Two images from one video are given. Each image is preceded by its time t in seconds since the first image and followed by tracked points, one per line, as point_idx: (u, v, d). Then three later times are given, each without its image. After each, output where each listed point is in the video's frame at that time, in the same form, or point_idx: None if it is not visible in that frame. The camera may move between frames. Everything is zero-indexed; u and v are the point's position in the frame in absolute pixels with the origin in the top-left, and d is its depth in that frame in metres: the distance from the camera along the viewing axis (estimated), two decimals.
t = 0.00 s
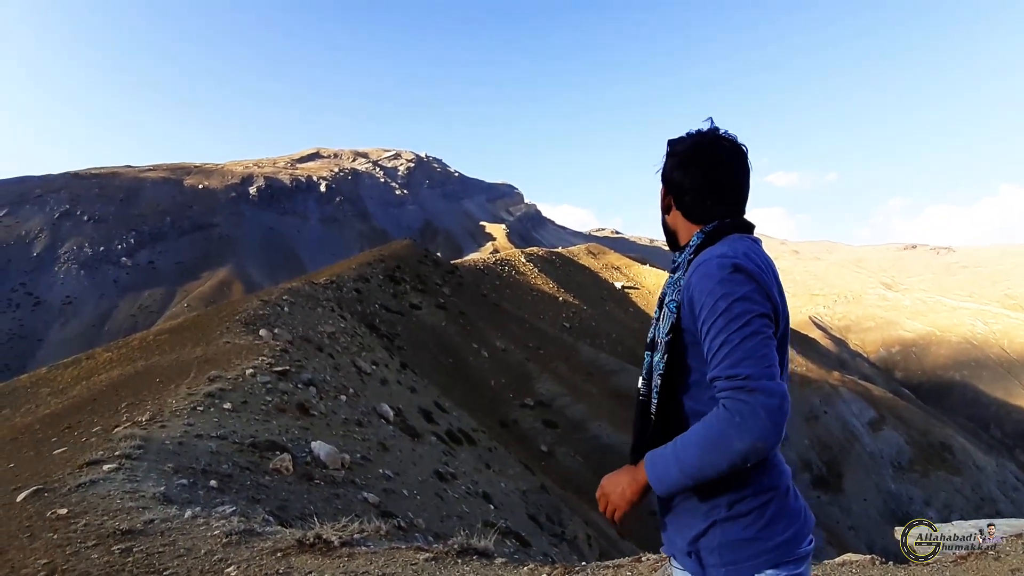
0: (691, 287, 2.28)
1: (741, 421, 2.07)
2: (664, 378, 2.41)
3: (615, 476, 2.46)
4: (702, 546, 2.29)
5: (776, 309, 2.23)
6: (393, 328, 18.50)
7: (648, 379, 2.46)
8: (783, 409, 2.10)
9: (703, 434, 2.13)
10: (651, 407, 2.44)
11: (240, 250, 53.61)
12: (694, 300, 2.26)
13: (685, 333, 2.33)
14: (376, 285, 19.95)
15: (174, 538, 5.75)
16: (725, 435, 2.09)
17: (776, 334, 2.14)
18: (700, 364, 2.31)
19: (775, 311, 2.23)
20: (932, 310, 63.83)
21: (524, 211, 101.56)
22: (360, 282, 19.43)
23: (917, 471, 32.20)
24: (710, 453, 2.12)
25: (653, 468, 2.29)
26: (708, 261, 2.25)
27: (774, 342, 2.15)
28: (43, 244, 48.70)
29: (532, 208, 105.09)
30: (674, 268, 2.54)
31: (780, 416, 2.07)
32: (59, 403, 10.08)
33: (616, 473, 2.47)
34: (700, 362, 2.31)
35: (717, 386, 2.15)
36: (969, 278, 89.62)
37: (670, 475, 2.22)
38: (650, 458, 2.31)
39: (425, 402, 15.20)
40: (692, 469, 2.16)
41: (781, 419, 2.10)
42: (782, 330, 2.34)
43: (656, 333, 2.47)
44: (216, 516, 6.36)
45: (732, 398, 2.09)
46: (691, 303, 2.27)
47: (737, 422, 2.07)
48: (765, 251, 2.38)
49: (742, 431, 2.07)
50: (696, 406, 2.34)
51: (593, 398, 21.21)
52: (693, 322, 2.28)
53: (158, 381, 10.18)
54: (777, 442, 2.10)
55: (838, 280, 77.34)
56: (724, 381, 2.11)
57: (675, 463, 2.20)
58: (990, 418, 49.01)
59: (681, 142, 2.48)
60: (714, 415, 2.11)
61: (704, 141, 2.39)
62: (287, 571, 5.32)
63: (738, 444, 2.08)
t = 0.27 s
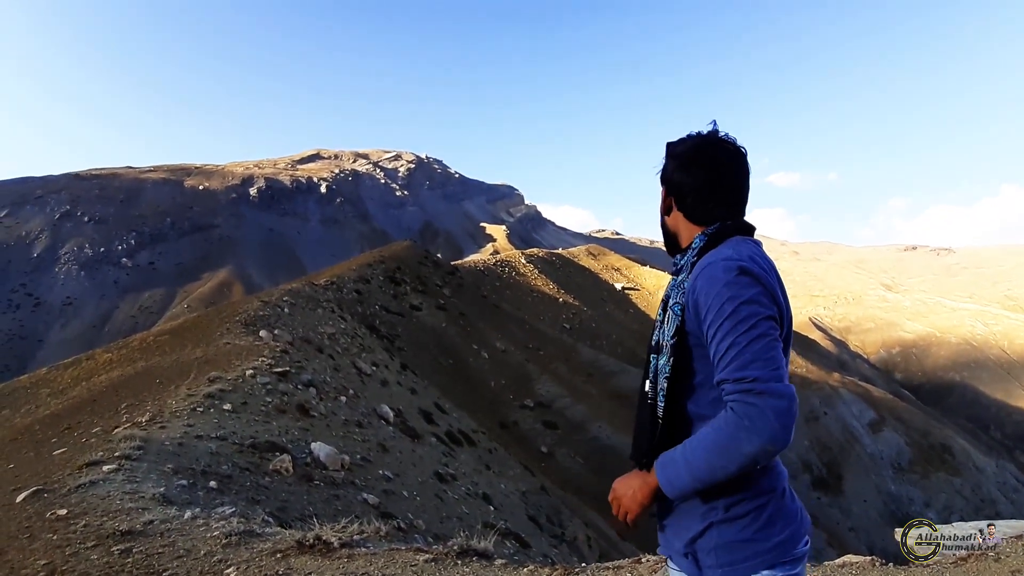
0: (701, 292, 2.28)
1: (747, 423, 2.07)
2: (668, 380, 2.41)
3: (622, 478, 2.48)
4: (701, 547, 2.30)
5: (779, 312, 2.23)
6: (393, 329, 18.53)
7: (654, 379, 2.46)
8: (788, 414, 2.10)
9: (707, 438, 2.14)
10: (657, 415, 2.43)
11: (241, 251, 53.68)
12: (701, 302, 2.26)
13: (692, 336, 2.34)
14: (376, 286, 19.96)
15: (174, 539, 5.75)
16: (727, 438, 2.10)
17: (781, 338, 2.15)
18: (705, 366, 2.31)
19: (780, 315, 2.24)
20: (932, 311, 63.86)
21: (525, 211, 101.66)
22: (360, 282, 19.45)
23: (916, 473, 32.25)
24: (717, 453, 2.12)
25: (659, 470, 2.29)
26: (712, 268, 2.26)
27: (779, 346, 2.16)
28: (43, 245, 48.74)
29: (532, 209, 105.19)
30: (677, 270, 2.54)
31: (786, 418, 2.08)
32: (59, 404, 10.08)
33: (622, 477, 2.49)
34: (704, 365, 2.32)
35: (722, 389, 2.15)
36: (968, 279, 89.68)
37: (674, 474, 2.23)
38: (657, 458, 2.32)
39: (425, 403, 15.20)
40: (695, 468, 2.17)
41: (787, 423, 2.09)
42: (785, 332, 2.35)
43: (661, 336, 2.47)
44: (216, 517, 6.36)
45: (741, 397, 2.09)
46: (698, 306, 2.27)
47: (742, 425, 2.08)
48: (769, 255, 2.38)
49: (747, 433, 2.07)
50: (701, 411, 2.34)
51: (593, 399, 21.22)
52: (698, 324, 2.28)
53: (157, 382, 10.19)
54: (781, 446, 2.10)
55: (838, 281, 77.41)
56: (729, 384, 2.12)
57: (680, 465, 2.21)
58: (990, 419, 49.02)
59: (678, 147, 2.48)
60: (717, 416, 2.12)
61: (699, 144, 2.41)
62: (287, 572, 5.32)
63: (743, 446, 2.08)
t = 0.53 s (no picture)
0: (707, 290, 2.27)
1: (743, 421, 2.07)
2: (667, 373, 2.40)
3: (610, 468, 2.48)
4: (696, 543, 2.30)
5: (784, 313, 2.24)
6: (392, 327, 18.52)
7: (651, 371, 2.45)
8: (788, 412, 2.11)
9: (703, 431, 2.13)
10: (651, 409, 2.41)
11: (240, 249, 53.64)
12: (705, 298, 2.25)
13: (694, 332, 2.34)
14: (376, 284, 19.95)
15: (173, 536, 5.75)
16: (723, 433, 2.09)
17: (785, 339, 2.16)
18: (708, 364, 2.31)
19: (786, 316, 2.25)
20: (931, 310, 63.94)
21: (524, 210, 101.64)
22: (359, 280, 19.43)
23: (914, 472, 32.28)
24: (715, 449, 2.12)
25: (649, 462, 2.29)
26: (717, 268, 2.25)
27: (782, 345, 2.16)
28: (42, 242, 48.62)
29: (532, 207, 105.18)
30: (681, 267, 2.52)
31: (784, 417, 2.08)
32: (57, 402, 10.08)
33: (611, 466, 2.49)
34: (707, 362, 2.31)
35: (723, 384, 2.14)
36: (967, 278, 89.78)
37: (667, 468, 2.22)
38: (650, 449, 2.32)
39: (424, 401, 15.20)
40: (690, 462, 2.16)
41: (783, 422, 2.10)
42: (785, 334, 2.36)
43: (663, 329, 2.46)
44: (215, 514, 6.36)
45: (740, 393, 2.08)
46: (704, 301, 2.26)
47: (739, 422, 2.07)
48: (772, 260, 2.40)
49: (741, 430, 2.07)
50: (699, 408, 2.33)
51: (592, 398, 21.22)
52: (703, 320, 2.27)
53: (156, 380, 10.18)
54: (781, 443, 2.11)
55: (837, 280, 77.45)
56: (728, 380, 2.11)
57: (673, 459, 2.20)
58: (988, 418, 49.08)
59: (677, 146, 2.53)
60: (715, 412, 2.11)
61: (704, 144, 2.46)
62: (285, 570, 5.32)
63: (739, 443, 2.08)
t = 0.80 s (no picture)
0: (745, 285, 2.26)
1: (793, 416, 2.08)
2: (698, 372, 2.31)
3: (621, 462, 2.39)
4: (720, 540, 2.25)
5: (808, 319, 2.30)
6: (392, 329, 18.52)
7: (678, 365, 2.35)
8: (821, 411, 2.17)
9: (751, 424, 2.10)
10: (677, 408, 2.31)
11: (239, 251, 53.69)
12: (744, 293, 2.23)
13: (722, 329, 2.30)
14: (375, 286, 19.94)
15: (172, 538, 5.75)
16: (774, 428, 2.08)
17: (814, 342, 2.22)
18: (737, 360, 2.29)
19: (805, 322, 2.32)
20: (930, 310, 64.01)
21: (523, 211, 101.70)
22: (359, 282, 19.43)
23: (915, 472, 32.28)
24: (766, 443, 2.09)
25: (679, 457, 2.21)
26: (755, 266, 2.26)
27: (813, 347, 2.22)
28: (41, 244, 48.61)
29: (531, 209, 105.32)
30: (692, 270, 2.51)
31: (822, 415, 2.13)
32: (57, 404, 10.08)
33: (623, 460, 2.39)
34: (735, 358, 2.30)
35: (763, 381, 2.14)
36: (967, 278, 89.88)
37: (702, 463, 2.16)
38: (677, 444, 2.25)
39: (423, 403, 15.19)
40: (727, 457, 2.12)
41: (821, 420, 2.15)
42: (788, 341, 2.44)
43: (689, 326, 2.38)
44: (214, 517, 6.36)
45: (785, 388, 2.09)
46: (738, 299, 2.24)
47: (789, 417, 2.07)
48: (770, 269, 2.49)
49: (792, 425, 2.07)
50: (729, 405, 2.29)
51: (592, 398, 21.21)
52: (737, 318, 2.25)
53: (155, 382, 10.18)
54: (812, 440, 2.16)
55: (837, 281, 77.50)
56: (774, 377, 2.11)
57: (713, 453, 2.14)
58: (988, 418, 49.13)
59: (680, 150, 2.50)
60: (760, 407, 2.10)
61: (716, 145, 2.45)
62: (285, 572, 5.32)
63: (786, 438, 2.08)
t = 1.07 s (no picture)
0: (773, 286, 2.31)
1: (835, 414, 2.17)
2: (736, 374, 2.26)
3: (669, 475, 2.21)
4: (742, 534, 2.24)
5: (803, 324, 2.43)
6: (387, 327, 18.50)
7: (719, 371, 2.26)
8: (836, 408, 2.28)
9: (798, 421, 2.12)
10: (726, 411, 2.24)
11: (235, 248, 53.61)
12: (772, 294, 2.26)
13: (743, 330, 2.31)
14: (371, 284, 19.90)
15: (166, 537, 5.74)
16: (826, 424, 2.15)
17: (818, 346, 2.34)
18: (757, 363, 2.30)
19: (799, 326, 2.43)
20: (925, 312, 64.27)
21: (520, 210, 101.70)
22: (354, 280, 19.38)
23: (908, 472, 32.40)
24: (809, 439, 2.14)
25: (737, 461, 2.14)
26: (775, 271, 2.32)
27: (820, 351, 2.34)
28: (35, 241, 48.36)
29: (527, 208, 105.40)
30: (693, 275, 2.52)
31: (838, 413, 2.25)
32: (50, 401, 10.04)
33: (675, 475, 2.20)
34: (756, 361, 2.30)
35: (796, 381, 2.19)
36: (962, 280, 90.25)
37: (758, 463, 2.13)
38: (739, 449, 2.15)
39: (419, 402, 15.18)
40: (782, 455, 2.12)
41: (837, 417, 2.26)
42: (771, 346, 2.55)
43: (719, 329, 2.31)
44: (209, 515, 6.35)
45: (826, 385, 2.17)
46: (762, 301, 2.28)
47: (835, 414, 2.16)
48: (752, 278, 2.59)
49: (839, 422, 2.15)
50: (759, 404, 2.30)
51: (587, 398, 21.24)
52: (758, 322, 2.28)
53: (149, 380, 10.15)
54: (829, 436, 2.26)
55: (832, 281, 77.76)
56: (809, 376, 2.17)
57: (766, 452, 2.13)
58: (982, 419, 49.33)
59: (678, 155, 2.50)
60: (803, 405, 2.14)
61: (710, 153, 2.49)
62: (279, 571, 5.30)
63: (825, 433, 2.15)
